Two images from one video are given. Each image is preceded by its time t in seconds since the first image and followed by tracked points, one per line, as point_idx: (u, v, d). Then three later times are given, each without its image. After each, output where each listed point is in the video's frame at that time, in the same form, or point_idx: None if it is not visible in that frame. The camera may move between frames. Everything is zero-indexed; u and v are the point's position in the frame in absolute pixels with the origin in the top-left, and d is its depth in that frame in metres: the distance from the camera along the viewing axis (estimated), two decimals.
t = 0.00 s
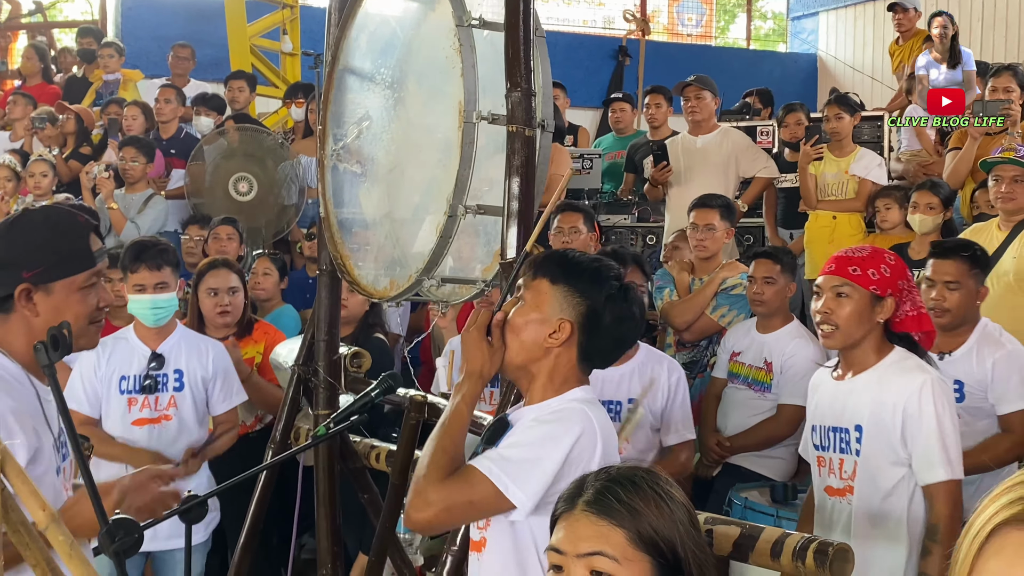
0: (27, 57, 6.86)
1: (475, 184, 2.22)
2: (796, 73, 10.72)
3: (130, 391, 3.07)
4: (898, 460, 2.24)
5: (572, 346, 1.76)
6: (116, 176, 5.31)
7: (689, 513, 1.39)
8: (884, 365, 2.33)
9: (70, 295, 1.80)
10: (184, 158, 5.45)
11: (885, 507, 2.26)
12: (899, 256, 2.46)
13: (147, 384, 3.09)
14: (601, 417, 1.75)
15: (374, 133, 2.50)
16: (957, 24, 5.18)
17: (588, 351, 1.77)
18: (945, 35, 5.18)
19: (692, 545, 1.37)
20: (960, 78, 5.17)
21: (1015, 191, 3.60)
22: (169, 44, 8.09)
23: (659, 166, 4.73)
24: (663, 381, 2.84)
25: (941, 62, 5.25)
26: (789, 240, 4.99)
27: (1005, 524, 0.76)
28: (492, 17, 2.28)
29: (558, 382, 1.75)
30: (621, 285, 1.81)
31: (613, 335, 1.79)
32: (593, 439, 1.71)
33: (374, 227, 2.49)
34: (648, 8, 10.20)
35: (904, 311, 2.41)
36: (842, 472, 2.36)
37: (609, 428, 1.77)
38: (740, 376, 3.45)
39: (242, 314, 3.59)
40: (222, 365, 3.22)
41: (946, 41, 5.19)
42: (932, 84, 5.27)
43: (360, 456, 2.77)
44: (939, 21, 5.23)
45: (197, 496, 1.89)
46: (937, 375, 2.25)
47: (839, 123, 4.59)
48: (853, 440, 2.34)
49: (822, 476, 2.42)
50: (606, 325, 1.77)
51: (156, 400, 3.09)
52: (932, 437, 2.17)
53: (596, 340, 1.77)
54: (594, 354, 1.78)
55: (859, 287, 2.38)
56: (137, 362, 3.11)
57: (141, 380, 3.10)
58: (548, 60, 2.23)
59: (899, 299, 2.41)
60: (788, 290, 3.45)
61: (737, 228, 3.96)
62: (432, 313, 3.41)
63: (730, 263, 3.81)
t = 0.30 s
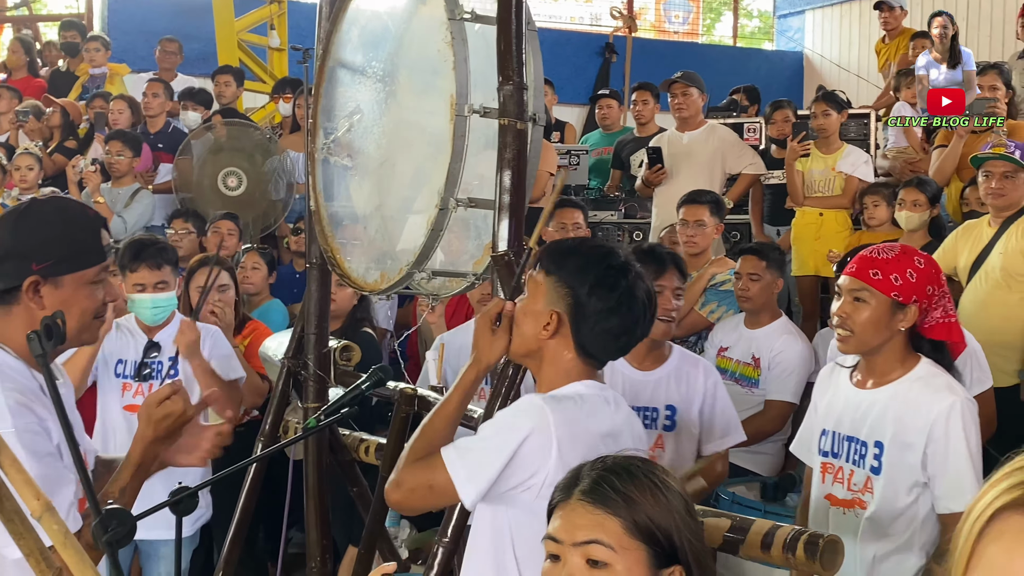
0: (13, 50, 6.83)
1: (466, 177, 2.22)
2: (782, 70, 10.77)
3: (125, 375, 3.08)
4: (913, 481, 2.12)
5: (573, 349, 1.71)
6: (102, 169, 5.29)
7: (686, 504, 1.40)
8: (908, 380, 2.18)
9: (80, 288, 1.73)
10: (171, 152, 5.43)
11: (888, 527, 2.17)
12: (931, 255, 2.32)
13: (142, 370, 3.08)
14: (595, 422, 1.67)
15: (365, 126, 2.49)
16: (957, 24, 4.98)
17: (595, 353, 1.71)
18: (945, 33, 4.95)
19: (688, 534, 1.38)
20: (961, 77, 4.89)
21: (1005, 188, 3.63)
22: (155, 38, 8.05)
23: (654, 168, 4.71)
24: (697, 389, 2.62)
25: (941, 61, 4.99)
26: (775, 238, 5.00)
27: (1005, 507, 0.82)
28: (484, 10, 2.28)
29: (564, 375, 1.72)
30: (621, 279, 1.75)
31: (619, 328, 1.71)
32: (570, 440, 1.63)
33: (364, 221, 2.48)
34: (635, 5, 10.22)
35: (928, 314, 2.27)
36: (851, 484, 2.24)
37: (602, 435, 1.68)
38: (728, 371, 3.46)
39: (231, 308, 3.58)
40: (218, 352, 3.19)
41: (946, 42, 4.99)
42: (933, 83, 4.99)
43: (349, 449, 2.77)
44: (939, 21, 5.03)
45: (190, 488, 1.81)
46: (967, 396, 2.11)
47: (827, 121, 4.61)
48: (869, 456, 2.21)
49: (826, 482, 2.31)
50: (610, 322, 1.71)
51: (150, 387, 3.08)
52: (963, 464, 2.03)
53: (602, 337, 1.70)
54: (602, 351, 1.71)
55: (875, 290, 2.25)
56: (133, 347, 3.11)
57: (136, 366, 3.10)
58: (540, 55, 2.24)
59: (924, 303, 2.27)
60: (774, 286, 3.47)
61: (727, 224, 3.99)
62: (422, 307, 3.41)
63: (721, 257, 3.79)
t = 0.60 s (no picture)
0: None
1: (449, 172, 2.22)
2: (760, 69, 10.82)
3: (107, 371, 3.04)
4: (894, 488, 2.08)
5: (560, 341, 1.67)
6: (80, 164, 5.26)
7: (672, 501, 1.40)
8: (892, 385, 2.11)
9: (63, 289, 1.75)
10: (149, 147, 5.41)
11: (869, 531, 2.14)
12: (862, 243, 2.21)
13: (123, 367, 3.06)
14: (551, 433, 1.59)
15: (347, 121, 2.47)
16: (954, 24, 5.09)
17: (578, 344, 1.64)
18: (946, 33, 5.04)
19: (671, 525, 1.38)
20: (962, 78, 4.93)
21: (987, 186, 3.65)
22: (133, 32, 8.01)
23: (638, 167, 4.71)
24: (704, 395, 2.65)
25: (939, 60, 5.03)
26: (754, 236, 5.00)
27: (989, 497, 0.83)
28: (468, 3, 2.27)
29: (569, 388, 1.66)
30: (606, 261, 1.69)
31: (597, 313, 1.64)
32: (513, 449, 1.58)
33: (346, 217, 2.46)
34: (615, 4, 10.24)
35: (888, 301, 2.15)
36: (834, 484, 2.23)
37: (562, 449, 1.59)
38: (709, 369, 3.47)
39: (209, 304, 3.56)
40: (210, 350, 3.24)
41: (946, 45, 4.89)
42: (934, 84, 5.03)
43: (330, 445, 2.76)
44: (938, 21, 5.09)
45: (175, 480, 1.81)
46: (949, 406, 2.03)
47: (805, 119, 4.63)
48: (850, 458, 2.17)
49: (821, 481, 2.29)
50: (584, 307, 1.64)
51: (131, 383, 3.06)
52: (934, 473, 1.96)
53: (581, 325, 1.64)
54: (584, 341, 1.64)
55: (820, 306, 2.18)
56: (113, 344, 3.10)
57: (117, 363, 3.08)
58: (523, 50, 2.24)
59: (876, 295, 2.15)
60: (754, 285, 3.48)
61: (708, 222, 4.00)
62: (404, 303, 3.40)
63: (701, 258, 3.88)
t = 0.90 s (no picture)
0: None
1: (407, 168, 2.21)
2: (717, 66, 10.84)
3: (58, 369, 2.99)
4: (822, 476, 2.06)
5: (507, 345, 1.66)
6: (30, 156, 5.18)
7: (628, 498, 1.41)
8: (808, 377, 2.11)
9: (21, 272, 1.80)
10: (102, 140, 5.34)
11: (802, 521, 2.11)
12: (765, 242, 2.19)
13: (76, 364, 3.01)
14: (484, 432, 1.59)
15: (303, 116, 2.43)
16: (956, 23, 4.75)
17: (515, 344, 1.63)
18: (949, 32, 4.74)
19: (625, 522, 1.38)
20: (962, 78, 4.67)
21: (943, 185, 3.68)
22: (85, 23, 7.90)
23: (595, 159, 4.73)
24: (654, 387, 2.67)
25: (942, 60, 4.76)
26: (708, 232, 5.05)
27: (920, 487, 0.92)
28: None
29: (528, 395, 1.63)
30: (539, 260, 1.67)
31: (526, 309, 1.62)
32: (449, 454, 1.56)
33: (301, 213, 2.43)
34: None
35: (798, 295, 2.14)
36: (760, 476, 2.21)
37: (500, 447, 1.58)
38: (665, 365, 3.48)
39: (163, 299, 3.53)
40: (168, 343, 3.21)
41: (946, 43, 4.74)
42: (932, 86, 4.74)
43: (286, 442, 2.73)
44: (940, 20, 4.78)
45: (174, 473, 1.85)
46: (863, 391, 2.03)
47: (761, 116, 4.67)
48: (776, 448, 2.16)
49: (749, 475, 2.26)
50: (515, 305, 1.63)
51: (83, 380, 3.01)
52: (859, 461, 1.96)
53: (515, 323, 1.63)
54: (518, 340, 1.62)
55: (736, 309, 2.16)
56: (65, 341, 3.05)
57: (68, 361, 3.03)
58: (482, 45, 2.23)
59: (786, 290, 2.13)
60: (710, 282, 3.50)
61: (666, 219, 4.02)
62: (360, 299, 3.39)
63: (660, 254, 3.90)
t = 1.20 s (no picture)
0: None
1: (359, 163, 2.19)
2: (663, 62, 10.96)
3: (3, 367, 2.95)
4: (740, 439, 2.10)
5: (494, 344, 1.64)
6: None
7: (590, 492, 1.41)
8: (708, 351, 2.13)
9: None
10: (46, 136, 5.26)
11: (727, 490, 2.14)
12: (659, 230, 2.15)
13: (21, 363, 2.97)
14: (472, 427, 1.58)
15: (255, 110, 2.41)
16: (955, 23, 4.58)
17: (502, 345, 1.61)
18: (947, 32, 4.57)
19: (587, 516, 1.39)
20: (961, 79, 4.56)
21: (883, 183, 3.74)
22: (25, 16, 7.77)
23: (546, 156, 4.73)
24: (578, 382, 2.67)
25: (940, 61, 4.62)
26: (657, 225, 5.09)
27: (868, 476, 0.94)
28: None
29: (517, 388, 1.61)
30: (518, 255, 1.64)
31: (512, 308, 1.60)
32: (434, 448, 1.56)
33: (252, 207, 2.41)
34: None
35: (697, 278, 2.13)
36: (671, 456, 2.21)
37: (484, 442, 1.57)
38: (612, 359, 3.51)
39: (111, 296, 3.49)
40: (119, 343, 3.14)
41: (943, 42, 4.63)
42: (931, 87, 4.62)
43: (238, 438, 2.71)
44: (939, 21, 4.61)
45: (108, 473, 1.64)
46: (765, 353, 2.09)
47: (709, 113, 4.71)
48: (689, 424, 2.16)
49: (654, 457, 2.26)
50: (499, 305, 1.62)
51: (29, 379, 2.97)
52: (776, 422, 2.03)
53: (501, 323, 1.61)
54: (505, 339, 1.61)
55: (639, 295, 2.10)
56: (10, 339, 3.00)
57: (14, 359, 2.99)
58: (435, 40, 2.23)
59: (688, 274, 2.11)
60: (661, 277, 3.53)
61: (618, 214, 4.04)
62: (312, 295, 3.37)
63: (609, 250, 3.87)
